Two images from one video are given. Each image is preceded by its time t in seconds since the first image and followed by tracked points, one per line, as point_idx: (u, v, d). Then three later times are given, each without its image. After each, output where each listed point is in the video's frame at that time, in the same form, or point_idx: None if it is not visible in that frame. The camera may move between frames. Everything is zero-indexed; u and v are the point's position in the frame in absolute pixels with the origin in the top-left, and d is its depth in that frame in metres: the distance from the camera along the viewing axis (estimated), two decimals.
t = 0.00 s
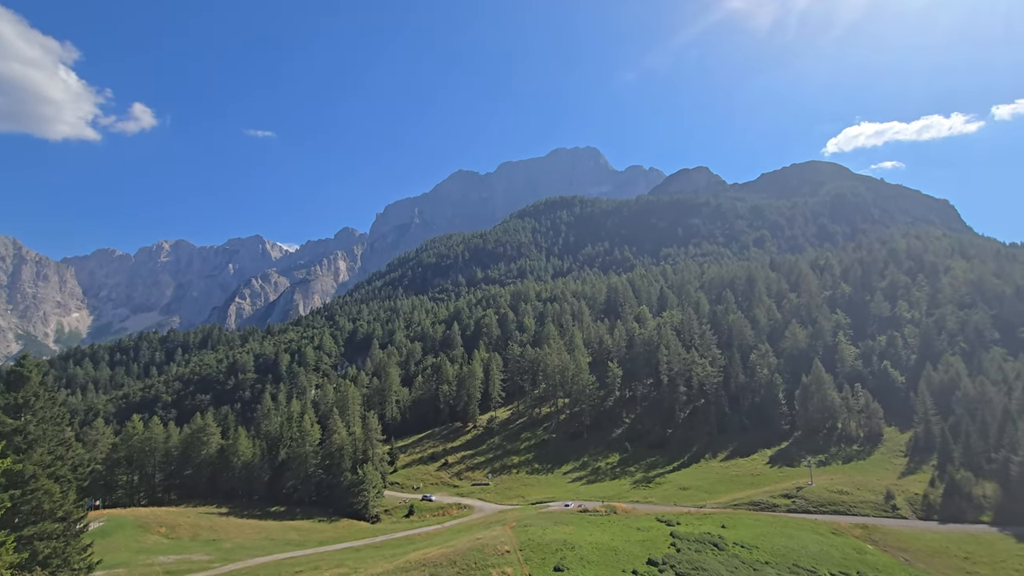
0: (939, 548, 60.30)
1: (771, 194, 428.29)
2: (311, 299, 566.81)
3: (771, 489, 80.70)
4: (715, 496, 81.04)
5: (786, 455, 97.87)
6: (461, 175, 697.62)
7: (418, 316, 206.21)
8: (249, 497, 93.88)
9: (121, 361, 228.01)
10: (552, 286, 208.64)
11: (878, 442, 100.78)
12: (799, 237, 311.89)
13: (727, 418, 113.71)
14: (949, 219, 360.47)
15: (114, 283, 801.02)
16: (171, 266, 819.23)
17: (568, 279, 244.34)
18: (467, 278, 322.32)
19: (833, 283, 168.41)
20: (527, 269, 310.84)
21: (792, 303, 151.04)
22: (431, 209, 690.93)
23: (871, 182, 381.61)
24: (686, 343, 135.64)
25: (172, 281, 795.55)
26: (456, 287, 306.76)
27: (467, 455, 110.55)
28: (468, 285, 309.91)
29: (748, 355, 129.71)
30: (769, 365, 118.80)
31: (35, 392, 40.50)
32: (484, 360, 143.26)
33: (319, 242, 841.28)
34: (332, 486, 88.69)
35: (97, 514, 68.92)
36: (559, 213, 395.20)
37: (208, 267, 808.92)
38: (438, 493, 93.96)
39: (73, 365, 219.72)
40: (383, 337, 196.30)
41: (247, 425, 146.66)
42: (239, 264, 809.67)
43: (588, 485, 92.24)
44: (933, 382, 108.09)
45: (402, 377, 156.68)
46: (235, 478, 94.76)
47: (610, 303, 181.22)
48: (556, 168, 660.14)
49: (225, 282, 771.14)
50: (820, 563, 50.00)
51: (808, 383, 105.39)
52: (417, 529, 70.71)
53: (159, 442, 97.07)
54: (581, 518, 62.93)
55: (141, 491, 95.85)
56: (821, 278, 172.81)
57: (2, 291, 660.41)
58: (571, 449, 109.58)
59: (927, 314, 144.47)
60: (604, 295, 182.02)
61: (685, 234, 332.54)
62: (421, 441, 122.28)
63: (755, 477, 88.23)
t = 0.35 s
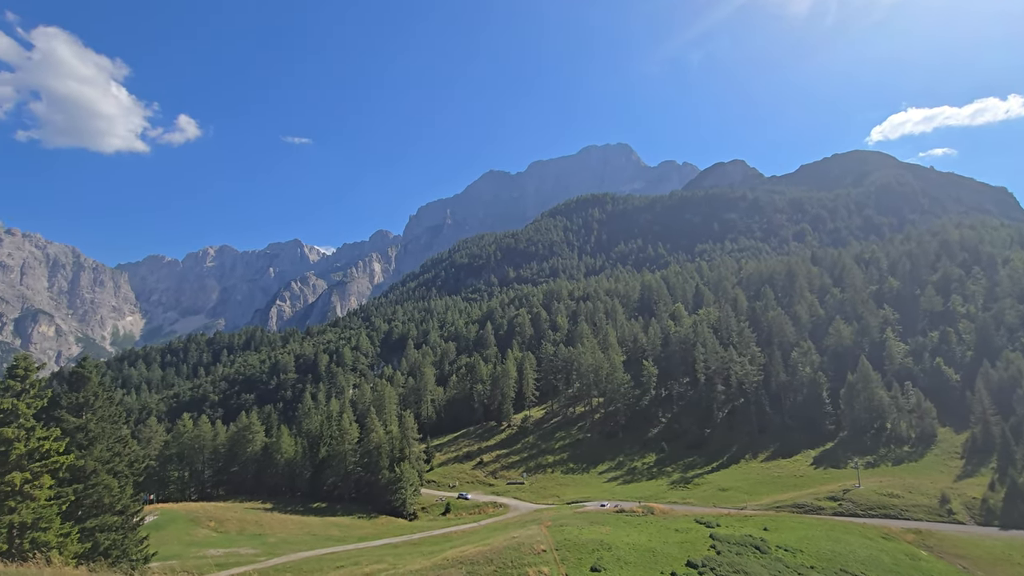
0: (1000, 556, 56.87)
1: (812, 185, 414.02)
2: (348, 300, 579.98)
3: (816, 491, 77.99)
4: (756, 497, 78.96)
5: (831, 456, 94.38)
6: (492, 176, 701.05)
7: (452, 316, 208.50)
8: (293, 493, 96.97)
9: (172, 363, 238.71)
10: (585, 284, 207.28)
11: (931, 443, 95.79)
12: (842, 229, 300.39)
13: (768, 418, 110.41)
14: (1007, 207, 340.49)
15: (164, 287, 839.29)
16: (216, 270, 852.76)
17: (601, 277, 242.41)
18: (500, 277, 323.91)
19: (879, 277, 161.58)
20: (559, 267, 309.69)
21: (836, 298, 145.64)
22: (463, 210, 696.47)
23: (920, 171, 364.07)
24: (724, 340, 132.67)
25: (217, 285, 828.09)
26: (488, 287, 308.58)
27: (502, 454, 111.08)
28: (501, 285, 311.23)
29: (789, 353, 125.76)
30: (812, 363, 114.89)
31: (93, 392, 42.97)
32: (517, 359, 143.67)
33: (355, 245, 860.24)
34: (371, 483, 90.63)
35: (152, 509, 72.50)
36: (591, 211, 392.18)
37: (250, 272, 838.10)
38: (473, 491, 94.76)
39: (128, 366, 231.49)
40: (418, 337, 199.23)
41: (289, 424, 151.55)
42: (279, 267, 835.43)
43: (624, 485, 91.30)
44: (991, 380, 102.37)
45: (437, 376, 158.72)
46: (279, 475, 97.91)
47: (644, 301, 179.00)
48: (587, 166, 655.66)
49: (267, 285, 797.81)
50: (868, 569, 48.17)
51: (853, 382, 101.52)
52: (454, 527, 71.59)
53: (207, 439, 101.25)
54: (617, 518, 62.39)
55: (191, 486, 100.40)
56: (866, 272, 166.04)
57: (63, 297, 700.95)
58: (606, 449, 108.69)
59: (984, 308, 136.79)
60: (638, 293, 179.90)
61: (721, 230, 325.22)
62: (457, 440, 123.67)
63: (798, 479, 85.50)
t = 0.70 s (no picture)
0: None
1: (857, 175, 397.52)
2: (384, 300, 590.37)
3: (865, 494, 74.94)
4: (801, 499, 76.44)
5: (880, 457, 90.44)
6: (524, 174, 700.96)
7: (485, 315, 209.65)
8: (334, 488, 99.61)
9: (219, 362, 248.35)
10: (619, 281, 205.03)
11: (992, 444, 89.55)
12: (890, 220, 287.09)
13: (812, 417, 106.66)
14: None
15: (211, 290, 874.48)
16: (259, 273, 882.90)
17: (635, 274, 239.22)
18: (533, 276, 323.72)
19: (932, 269, 153.80)
20: (593, 265, 307.16)
21: (884, 293, 139.48)
22: (495, 209, 698.81)
23: (976, 156, 344.22)
24: (764, 337, 128.95)
25: (260, 286, 857.12)
26: (521, 285, 308.99)
27: (537, 452, 111.15)
28: (534, 283, 311.05)
29: (834, 350, 121.26)
30: (859, 360, 110.37)
31: (148, 390, 44.94)
32: (551, 358, 143.32)
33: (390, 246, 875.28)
34: (409, 480, 92.17)
35: (203, 502, 75.88)
36: (624, 207, 387.35)
37: (290, 274, 864.04)
38: (509, 489, 95.17)
39: (179, 366, 242.39)
40: (453, 336, 201.12)
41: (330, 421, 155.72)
42: (318, 269, 858.08)
43: (662, 484, 90.04)
44: None
45: (472, 374, 160.03)
46: (321, 471, 100.78)
47: (680, 298, 175.84)
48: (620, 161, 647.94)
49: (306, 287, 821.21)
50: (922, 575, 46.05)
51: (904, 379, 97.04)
52: (491, 524, 72.13)
53: (252, 436, 105.09)
54: (656, 518, 61.61)
55: (239, 480, 104.42)
56: (917, 264, 158.28)
57: (119, 300, 738.61)
58: (643, 448, 107.37)
59: None
60: (674, 289, 176.96)
61: (760, 224, 316.26)
62: (492, 438, 124.40)
63: (845, 480, 82.37)
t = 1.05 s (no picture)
0: None
1: (911, 163, 377.22)
2: (422, 299, 599.30)
3: (922, 498, 71.17)
4: (852, 502, 73.28)
5: (940, 460, 85.61)
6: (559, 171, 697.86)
7: (522, 313, 210.18)
8: (376, 483, 102.05)
9: (267, 359, 258.02)
10: (658, 277, 201.58)
11: None
12: (949, 209, 271.08)
13: (864, 417, 102.05)
14: None
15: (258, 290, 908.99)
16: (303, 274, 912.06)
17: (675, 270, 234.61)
18: (569, 273, 322.19)
19: (996, 262, 144.47)
20: (630, 261, 303.03)
21: (942, 287, 131.93)
22: (530, 206, 698.53)
23: None
24: (812, 334, 124.15)
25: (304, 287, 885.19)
26: (558, 283, 308.05)
27: (575, 450, 110.70)
28: (570, 281, 309.50)
29: (887, 347, 115.56)
30: (915, 358, 104.80)
31: (202, 386, 47.25)
32: (589, 355, 142.34)
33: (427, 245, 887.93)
34: (448, 476, 93.43)
35: (254, 494, 79.15)
36: (662, 201, 380.20)
37: (332, 274, 888.99)
38: (548, 487, 95.17)
39: (230, 363, 253.49)
40: (490, 333, 202.59)
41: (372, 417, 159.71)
42: (358, 269, 879.36)
43: (703, 485, 88.15)
44: None
45: (510, 372, 160.78)
46: (363, 465, 103.50)
47: (722, 294, 171.49)
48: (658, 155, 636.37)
49: (347, 286, 842.92)
50: None
51: (965, 378, 91.51)
52: (530, 522, 72.33)
53: (299, 431, 108.87)
54: (698, 519, 60.37)
55: (287, 473, 108.44)
56: (979, 256, 148.98)
57: (174, 300, 776.93)
58: (684, 447, 105.36)
59: None
60: (715, 285, 172.90)
61: (805, 216, 304.64)
62: (530, 435, 124.66)
63: (901, 484, 78.42)
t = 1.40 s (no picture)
0: None
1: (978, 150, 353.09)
2: (462, 295, 605.95)
3: (990, 507, 66.75)
4: (911, 509, 69.58)
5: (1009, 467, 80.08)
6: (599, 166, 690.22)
7: (561, 309, 209.46)
8: (418, 476, 104.22)
9: (314, 354, 267.02)
10: (701, 273, 196.49)
11: None
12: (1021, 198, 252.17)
13: (924, 420, 96.51)
14: None
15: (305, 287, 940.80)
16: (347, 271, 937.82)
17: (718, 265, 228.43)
18: (609, 269, 318.54)
19: None
20: (672, 256, 296.79)
21: (1013, 281, 122.98)
22: (570, 202, 694.30)
23: None
24: (866, 331, 118.31)
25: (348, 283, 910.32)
26: (597, 279, 305.23)
27: (615, 448, 109.67)
28: (610, 277, 306.01)
29: (950, 345, 108.72)
30: (981, 357, 98.21)
31: (254, 379, 49.37)
32: (629, 352, 140.47)
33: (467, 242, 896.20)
34: (488, 471, 94.35)
35: (302, 483, 82.27)
36: (705, 195, 370.22)
37: (375, 271, 910.53)
38: (587, 484, 94.72)
39: (280, 357, 263.76)
40: (529, 330, 202.90)
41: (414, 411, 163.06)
42: (400, 265, 897.15)
43: (749, 487, 85.67)
44: None
45: (549, 368, 160.72)
46: (405, 458, 105.91)
47: (769, 290, 165.66)
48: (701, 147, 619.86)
49: (390, 283, 861.55)
50: None
51: None
52: (569, 518, 72.15)
53: (344, 423, 112.35)
54: (744, 521, 58.70)
55: (333, 464, 112.21)
56: None
57: (228, 297, 814.21)
58: (728, 447, 102.57)
59: None
60: (761, 280, 167.26)
61: (859, 208, 290.23)
62: (570, 432, 124.28)
63: (966, 491, 73.86)
